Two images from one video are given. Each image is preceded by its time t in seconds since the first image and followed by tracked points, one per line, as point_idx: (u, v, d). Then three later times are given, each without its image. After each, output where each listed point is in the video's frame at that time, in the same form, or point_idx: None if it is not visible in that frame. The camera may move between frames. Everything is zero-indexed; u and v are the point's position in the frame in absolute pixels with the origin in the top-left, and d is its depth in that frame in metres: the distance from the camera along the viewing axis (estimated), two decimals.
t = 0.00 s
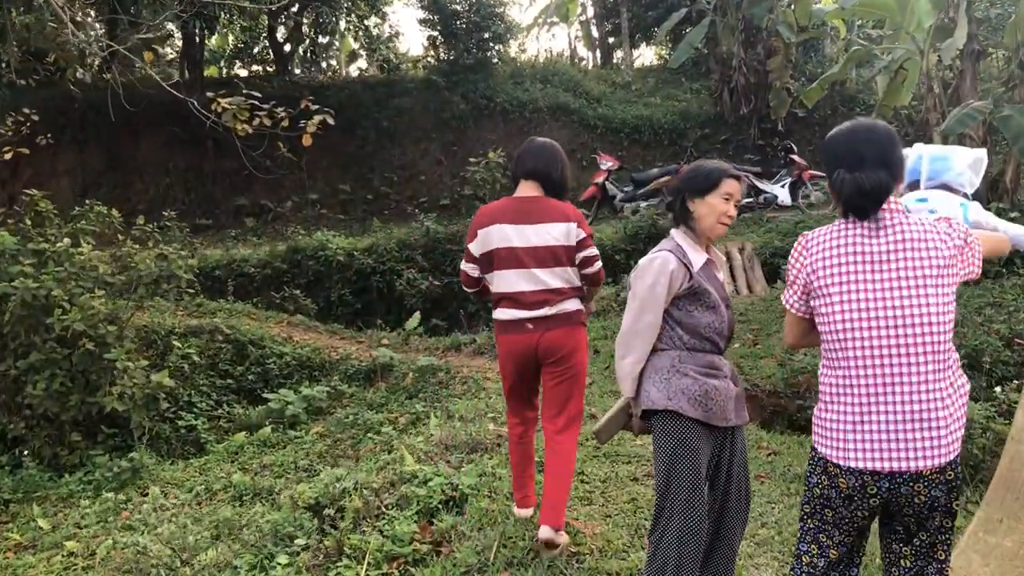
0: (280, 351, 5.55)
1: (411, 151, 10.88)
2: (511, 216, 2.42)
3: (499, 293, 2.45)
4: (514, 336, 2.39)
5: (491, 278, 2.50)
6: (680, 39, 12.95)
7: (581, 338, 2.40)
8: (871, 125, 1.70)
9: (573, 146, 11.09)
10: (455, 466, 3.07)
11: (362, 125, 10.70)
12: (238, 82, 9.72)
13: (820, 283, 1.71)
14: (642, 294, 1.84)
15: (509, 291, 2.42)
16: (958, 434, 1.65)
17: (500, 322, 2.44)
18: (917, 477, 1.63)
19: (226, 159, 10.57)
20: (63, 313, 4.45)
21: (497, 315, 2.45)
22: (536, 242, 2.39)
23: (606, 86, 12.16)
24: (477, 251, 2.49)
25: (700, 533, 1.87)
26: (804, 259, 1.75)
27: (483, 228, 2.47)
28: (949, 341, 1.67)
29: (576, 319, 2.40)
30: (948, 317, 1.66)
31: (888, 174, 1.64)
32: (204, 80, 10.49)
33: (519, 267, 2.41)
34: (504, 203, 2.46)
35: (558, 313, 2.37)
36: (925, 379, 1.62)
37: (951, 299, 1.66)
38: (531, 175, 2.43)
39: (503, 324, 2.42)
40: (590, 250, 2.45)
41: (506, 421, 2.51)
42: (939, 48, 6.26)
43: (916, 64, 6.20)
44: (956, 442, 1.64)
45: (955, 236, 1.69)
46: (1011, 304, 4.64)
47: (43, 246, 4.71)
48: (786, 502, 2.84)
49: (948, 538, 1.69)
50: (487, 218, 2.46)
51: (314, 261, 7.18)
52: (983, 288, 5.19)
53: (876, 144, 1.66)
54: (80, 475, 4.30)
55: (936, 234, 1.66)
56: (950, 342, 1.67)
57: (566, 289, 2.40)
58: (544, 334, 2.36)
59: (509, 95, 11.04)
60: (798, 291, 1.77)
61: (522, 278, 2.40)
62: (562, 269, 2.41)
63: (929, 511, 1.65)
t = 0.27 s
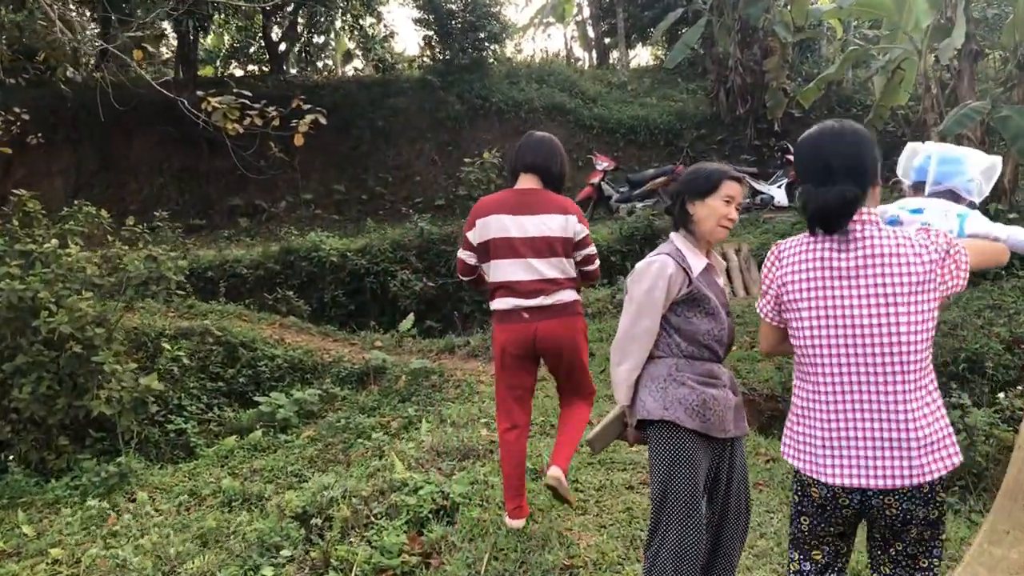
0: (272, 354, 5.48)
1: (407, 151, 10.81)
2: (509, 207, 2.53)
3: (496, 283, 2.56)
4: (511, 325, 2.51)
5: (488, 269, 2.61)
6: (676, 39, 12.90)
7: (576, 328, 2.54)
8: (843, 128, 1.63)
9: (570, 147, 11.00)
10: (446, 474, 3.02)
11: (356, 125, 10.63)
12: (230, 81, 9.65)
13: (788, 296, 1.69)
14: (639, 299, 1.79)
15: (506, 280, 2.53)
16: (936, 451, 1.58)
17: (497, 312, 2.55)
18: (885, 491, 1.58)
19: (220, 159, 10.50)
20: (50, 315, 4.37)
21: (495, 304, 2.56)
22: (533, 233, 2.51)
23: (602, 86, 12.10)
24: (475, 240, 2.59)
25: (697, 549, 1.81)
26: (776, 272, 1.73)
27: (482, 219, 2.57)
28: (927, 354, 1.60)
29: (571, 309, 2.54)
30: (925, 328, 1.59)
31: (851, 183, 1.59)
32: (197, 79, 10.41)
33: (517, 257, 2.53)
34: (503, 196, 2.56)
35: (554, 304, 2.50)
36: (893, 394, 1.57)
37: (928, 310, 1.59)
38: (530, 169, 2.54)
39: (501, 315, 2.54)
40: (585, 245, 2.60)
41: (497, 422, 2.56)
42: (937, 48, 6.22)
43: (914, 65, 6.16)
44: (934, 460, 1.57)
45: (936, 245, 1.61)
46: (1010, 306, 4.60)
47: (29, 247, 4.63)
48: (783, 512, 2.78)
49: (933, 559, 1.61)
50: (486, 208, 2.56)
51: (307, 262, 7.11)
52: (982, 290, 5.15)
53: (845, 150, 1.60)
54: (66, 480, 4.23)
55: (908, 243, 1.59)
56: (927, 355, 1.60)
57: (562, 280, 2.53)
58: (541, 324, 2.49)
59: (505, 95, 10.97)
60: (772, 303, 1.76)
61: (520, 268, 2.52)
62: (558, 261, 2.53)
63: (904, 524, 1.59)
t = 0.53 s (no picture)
0: (265, 355, 5.40)
1: (402, 150, 10.74)
2: (532, 209, 2.55)
3: (515, 282, 2.58)
4: (527, 324, 2.53)
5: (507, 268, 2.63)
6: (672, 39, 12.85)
7: (593, 330, 2.56)
8: (813, 124, 1.53)
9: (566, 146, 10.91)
10: (441, 479, 2.95)
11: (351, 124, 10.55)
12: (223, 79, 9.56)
13: (769, 299, 1.61)
14: (644, 300, 1.73)
15: (525, 281, 2.55)
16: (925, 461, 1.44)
17: (515, 311, 2.57)
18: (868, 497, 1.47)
19: (213, 158, 10.40)
20: (37, 315, 4.28)
21: (513, 303, 2.58)
22: (553, 236, 2.53)
23: (599, 86, 12.04)
24: (496, 239, 2.61)
25: (705, 560, 1.74)
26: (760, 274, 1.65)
27: (504, 218, 2.59)
28: (918, 355, 1.46)
29: (588, 311, 2.55)
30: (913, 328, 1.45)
31: (818, 179, 1.49)
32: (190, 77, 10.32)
33: (537, 258, 2.55)
34: (526, 196, 2.58)
35: (572, 305, 2.52)
36: (871, 404, 1.46)
37: (916, 308, 1.44)
38: (553, 171, 2.55)
39: (518, 313, 2.55)
40: (605, 248, 2.61)
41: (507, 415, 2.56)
42: (936, 47, 6.18)
43: (913, 64, 6.11)
44: (921, 473, 1.44)
45: (922, 238, 1.45)
46: (1013, 306, 4.55)
47: (16, 247, 4.54)
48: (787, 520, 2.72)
49: (931, 568, 1.45)
50: (508, 208, 2.58)
51: (301, 262, 7.03)
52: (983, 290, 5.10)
53: (808, 145, 1.50)
54: (54, 484, 4.13)
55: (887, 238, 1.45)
56: (918, 356, 1.46)
57: (581, 283, 2.55)
58: (558, 325, 2.51)
59: (501, 94, 10.90)
60: (759, 306, 1.65)
61: (539, 269, 2.53)
62: (577, 264, 2.55)
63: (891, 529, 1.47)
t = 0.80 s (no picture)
0: (258, 356, 5.31)
1: (397, 149, 10.64)
2: (570, 200, 2.66)
3: (549, 273, 2.70)
4: (560, 317, 2.67)
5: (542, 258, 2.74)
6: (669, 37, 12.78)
7: (622, 323, 2.68)
8: (811, 121, 1.45)
9: (564, 146, 10.79)
10: (442, 485, 2.88)
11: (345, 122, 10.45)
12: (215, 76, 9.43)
13: (785, 306, 1.52)
14: (663, 301, 1.66)
15: (561, 271, 2.67)
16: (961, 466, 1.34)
17: (548, 303, 2.70)
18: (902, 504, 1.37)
19: (206, 156, 10.30)
20: (24, 316, 4.17)
21: (546, 294, 2.70)
22: (590, 227, 2.64)
23: (595, 84, 11.97)
24: (532, 228, 2.71)
25: None
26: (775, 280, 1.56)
27: (542, 208, 2.70)
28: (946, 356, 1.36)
29: (619, 304, 2.67)
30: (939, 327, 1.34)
31: (822, 176, 1.40)
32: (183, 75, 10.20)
33: (574, 249, 2.65)
34: (564, 188, 2.69)
35: (604, 298, 2.64)
36: (894, 415, 1.36)
37: (941, 305, 1.34)
38: (592, 163, 2.65)
39: (551, 306, 2.69)
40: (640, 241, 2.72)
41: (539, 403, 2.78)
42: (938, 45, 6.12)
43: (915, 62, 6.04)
44: (959, 484, 1.33)
45: (939, 230, 1.35)
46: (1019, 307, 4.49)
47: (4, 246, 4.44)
48: (799, 529, 2.65)
49: None
50: (547, 198, 2.69)
51: (296, 262, 6.94)
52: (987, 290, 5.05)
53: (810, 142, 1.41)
54: (43, 489, 4.03)
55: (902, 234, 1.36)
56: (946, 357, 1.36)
57: (615, 275, 2.66)
58: (590, 317, 2.64)
59: (497, 92, 10.81)
60: (777, 313, 1.57)
61: (575, 260, 2.65)
62: (611, 256, 2.66)
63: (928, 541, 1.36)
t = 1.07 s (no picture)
0: (251, 360, 5.22)
1: (391, 149, 10.55)
2: (585, 197, 2.60)
3: (561, 270, 2.64)
4: (572, 314, 2.60)
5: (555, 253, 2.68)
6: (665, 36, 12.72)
7: (636, 321, 2.59)
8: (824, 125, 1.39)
9: (560, 145, 10.70)
10: (442, 497, 2.81)
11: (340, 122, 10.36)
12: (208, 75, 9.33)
13: (810, 323, 1.45)
14: (685, 308, 1.60)
15: (573, 268, 2.60)
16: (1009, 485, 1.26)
17: (561, 300, 2.63)
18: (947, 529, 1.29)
19: (198, 156, 10.18)
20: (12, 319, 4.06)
21: (558, 290, 2.64)
22: (604, 224, 2.57)
23: (591, 84, 11.90)
24: (548, 223, 2.67)
25: None
26: (797, 298, 1.49)
27: (557, 204, 2.65)
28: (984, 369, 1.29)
29: (632, 302, 2.58)
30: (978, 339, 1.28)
31: (843, 181, 1.33)
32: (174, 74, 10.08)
33: (587, 245, 2.59)
34: (580, 184, 2.64)
35: (616, 296, 2.55)
36: (936, 434, 1.28)
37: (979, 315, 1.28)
38: (610, 159, 2.59)
39: (564, 303, 2.62)
40: (655, 241, 2.65)
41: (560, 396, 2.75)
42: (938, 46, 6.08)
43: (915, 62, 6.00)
44: (1009, 503, 1.24)
45: (973, 236, 1.29)
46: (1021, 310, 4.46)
47: None
48: (810, 543, 2.59)
49: None
50: (563, 193, 2.63)
51: (290, 264, 6.86)
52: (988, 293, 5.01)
53: (827, 147, 1.34)
54: (30, 497, 3.93)
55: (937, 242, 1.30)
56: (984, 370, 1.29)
57: (628, 274, 2.59)
58: (602, 314, 2.55)
59: (492, 92, 10.73)
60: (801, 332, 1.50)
61: (588, 257, 2.58)
62: (625, 255, 2.59)
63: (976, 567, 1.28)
